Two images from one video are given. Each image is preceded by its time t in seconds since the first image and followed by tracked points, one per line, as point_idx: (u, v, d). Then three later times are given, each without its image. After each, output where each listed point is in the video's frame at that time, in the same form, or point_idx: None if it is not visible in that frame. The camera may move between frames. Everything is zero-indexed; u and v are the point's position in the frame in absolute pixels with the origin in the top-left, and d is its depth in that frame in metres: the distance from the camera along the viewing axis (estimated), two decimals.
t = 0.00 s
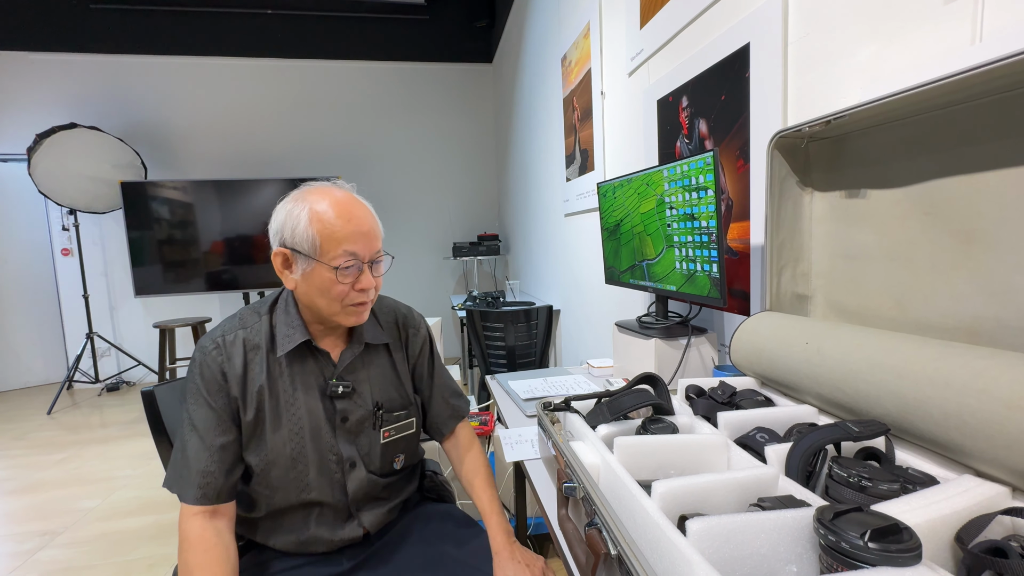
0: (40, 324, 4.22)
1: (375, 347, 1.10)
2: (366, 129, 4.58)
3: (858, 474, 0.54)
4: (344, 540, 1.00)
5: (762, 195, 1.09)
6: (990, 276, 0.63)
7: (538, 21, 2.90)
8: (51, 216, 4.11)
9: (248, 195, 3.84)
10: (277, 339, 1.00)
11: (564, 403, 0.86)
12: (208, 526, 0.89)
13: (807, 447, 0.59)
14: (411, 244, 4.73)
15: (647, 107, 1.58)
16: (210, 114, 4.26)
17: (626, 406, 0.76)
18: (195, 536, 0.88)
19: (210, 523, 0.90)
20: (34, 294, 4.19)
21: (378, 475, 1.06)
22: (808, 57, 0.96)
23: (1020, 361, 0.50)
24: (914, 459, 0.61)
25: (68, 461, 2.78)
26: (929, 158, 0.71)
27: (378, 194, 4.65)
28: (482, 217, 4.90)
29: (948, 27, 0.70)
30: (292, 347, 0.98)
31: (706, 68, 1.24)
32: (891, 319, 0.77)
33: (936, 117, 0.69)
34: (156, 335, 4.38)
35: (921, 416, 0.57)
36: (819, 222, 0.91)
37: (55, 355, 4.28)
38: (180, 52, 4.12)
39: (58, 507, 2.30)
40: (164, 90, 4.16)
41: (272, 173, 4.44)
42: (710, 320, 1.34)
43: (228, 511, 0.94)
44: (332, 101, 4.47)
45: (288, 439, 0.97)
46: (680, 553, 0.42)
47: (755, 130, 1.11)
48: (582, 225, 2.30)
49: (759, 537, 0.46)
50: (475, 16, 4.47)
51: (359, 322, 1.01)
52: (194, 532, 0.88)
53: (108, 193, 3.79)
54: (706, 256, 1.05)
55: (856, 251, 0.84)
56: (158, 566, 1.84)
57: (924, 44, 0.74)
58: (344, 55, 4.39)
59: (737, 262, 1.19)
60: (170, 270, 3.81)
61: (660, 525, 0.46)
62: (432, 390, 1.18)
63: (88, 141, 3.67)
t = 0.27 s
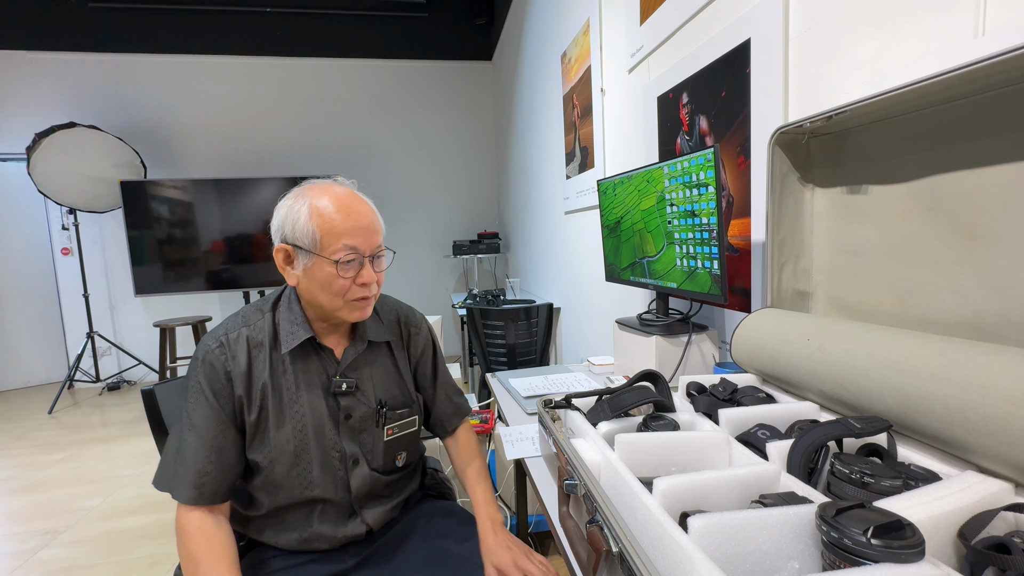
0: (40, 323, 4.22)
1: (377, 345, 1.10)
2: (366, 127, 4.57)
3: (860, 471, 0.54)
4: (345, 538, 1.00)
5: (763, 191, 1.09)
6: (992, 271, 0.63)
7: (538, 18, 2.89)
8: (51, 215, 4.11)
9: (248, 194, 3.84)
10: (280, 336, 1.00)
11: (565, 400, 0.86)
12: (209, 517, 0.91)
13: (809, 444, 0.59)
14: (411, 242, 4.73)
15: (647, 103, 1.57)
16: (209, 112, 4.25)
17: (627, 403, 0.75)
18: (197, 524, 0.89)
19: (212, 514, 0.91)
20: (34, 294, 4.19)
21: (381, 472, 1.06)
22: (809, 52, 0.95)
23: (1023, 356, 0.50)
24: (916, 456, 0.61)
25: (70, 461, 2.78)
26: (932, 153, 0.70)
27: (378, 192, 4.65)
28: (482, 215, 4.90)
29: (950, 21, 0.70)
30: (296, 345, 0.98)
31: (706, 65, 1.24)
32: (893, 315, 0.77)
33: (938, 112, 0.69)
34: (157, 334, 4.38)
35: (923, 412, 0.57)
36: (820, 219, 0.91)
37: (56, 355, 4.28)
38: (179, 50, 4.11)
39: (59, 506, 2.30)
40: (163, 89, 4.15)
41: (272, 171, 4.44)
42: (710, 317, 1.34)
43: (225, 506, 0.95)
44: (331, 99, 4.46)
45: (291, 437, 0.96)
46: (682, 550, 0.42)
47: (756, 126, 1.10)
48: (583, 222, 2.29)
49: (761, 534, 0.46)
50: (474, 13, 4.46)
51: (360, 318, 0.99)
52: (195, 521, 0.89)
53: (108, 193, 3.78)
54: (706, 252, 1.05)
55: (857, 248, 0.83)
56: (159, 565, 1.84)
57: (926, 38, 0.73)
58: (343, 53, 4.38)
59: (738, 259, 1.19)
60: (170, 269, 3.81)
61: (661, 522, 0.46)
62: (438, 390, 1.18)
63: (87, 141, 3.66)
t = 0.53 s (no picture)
0: (39, 323, 4.22)
1: (375, 344, 1.10)
2: (364, 126, 4.56)
3: (859, 469, 0.54)
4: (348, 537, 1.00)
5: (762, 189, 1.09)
6: (992, 269, 0.63)
7: (537, 16, 2.88)
8: (49, 214, 4.10)
9: (247, 193, 3.83)
10: (279, 338, 0.99)
11: (564, 399, 0.86)
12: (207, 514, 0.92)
13: (808, 442, 0.59)
14: (410, 241, 4.73)
15: (646, 101, 1.57)
16: (207, 111, 4.24)
17: (626, 401, 0.75)
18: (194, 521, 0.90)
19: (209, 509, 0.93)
20: (33, 293, 4.19)
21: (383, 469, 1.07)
22: (809, 49, 0.95)
23: (1022, 354, 0.50)
24: (914, 453, 0.61)
25: (70, 460, 2.78)
26: (932, 150, 0.70)
27: (377, 191, 4.64)
28: (481, 214, 4.89)
29: (950, 17, 0.70)
30: (295, 348, 0.97)
31: (705, 63, 1.24)
32: (892, 313, 0.76)
33: (939, 109, 0.68)
34: (156, 333, 4.38)
35: (922, 410, 0.57)
36: (819, 217, 0.91)
37: (55, 354, 4.28)
38: (177, 48, 4.10)
39: (60, 505, 2.30)
40: (161, 87, 4.14)
41: (271, 170, 4.43)
42: (710, 315, 1.34)
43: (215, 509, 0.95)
44: (330, 97, 4.45)
45: (291, 440, 0.96)
46: (681, 549, 0.42)
47: (756, 124, 1.10)
48: (582, 220, 2.29)
49: (760, 533, 0.46)
50: (473, 11, 4.45)
51: (365, 323, 1.01)
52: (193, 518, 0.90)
53: (107, 191, 3.78)
54: (705, 251, 1.05)
55: (856, 246, 0.83)
56: (160, 564, 1.85)
57: (925, 34, 0.73)
58: (341, 51, 4.37)
59: (737, 257, 1.19)
60: (169, 268, 3.80)
61: (660, 520, 0.46)
62: (438, 380, 1.23)
63: (85, 139, 3.65)
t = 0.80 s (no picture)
0: (39, 323, 4.22)
1: (376, 341, 1.11)
2: (364, 125, 4.56)
3: (860, 466, 0.54)
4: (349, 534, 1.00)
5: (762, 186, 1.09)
6: (992, 266, 0.63)
7: (536, 14, 2.88)
8: (49, 214, 4.10)
9: (246, 192, 3.82)
10: (282, 335, 0.99)
11: (565, 397, 0.86)
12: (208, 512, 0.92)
13: (808, 440, 0.59)
14: (410, 239, 4.72)
15: (646, 99, 1.57)
16: (207, 110, 4.23)
17: (626, 399, 0.76)
18: (195, 524, 0.89)
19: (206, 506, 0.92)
20: (33, 293, 4.19)
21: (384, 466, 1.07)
22: (809, 47, 0.95)
23: (1022, 351, 0.50)
24: (915, 451, 0.61)
25: (71, 459, 2.79)
26: (931, 148, 0.70)
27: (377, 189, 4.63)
28: (480, 212, 4.89)
29: (950, 15, 0.69)
30: (299, 345, 0.97)
31: (704, 61, 1.24)
32: (893, 311, 0.77)
33: (939, 107, 0.68)
34: (156, 333, 4.38)
35: (923, 407, 0.57)
36: (819, 215, 0.91)
37: (56, 354, 4.28)
38: (176, 47, 4.09)
39: (61, 504, 2.30)
40: (160, 86, 4.13)
41: (270, 169, 4.42)
42: (710, 313, 1.34)
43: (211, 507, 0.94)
44: (329, 96, 4.44)
45: (294, 436, 0.96)
46: (682, 546, 0.42)
47: (755, 122, 1.10)
48: (582, 219, 2.29)
49: (761, 530, 0.46)
50: (472, 9, 4.44)
51: (372, 320, 1.03)
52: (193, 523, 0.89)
53: (106, 191, 3.77)
54: (706, 249, 1.05)
55: (856, 243, 0.83)
56: (161, 562, 1.85)
57: (925, 32, 0.73)
58: (340, 50, 4.36)
59: (737, 255, 1.19)
60: (169, 268, 3.80)
61: (661, 518, 0.46)
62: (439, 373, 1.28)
63: (84, 139, 3.65)
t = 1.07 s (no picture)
0: (39, 322, 4.21)
1: (377, 339, 1.13)
2: (363, 123, 4.55)
3: (859, 463, 0.54)
4: (352, 532, 1.00)
5: (761, 184, 1.09)
6: (992, 263, 0.63)
7: (535, 12, 2.87)
8: (48, 214, 4.10)
9: (245, 191, 3.81)
10: (286, 336, 0.99)
11: (565, 395, 0.86)
12: (211, 521, 0.91)
13: (808, 437, 0.59)
14: (409, 238, 4.72)
15: (645, 98, 1.57)
16: (205, 109, 4.22)
17: (626, 397, 0.76)
18: (198, 534, 0.88)
19: (205, 517, 0.90)
20: (32, 293, 4.18)
21: (387, 462, 1.09)
22: (809, 45, 0.95)
23: (1022, 348, 0.50)
24: (915, 449, 0.61)
25: (71, 458, 2.79)
26: (930, 146, 0.70)
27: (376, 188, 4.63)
28: (480, 211, 4.89)
29: (950, 11, 0.69)
30: (305, 345, 0.97)
31: (704, 59, 1.24)
32: (893, 308, 0.77)
33: (938, 104, 0.68)
34: (156, 332, 4.38)
35: (923, 404, 0.57)
36: (819, 213, 0.91)
37: (55, 354, 4.28)
38: (174, 46, 4.08)
39: (61, 504, 2.31)
40: (159, 85, 4.12)
41: (269, 168, 4.42)
42: (709, 311, 1.34)
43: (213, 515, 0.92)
44: (327, 95, 4.43)
45: (300, 436, 0.96)
46: (682, 543, 0.42)
47: (755, 120, 1.10)
48: (581, 217, 2.28)
49: (760, 527, 0.46)
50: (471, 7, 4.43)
51: (375, 319, 1.04)
52: (203, 539, 0.87)
53: (105, 190, 3.77)
54: (705, 247, 1.05)
55: (856, 241, 0.83)
56: (161, 561, 1.85)
57: (925, 29, 0.73)
58: (339, 48, 4.35)
59: (737, 253, 1.19)
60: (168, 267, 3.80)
61: (661, 515, 0.46)
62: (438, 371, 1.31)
63: (82, 138, 3.64)
